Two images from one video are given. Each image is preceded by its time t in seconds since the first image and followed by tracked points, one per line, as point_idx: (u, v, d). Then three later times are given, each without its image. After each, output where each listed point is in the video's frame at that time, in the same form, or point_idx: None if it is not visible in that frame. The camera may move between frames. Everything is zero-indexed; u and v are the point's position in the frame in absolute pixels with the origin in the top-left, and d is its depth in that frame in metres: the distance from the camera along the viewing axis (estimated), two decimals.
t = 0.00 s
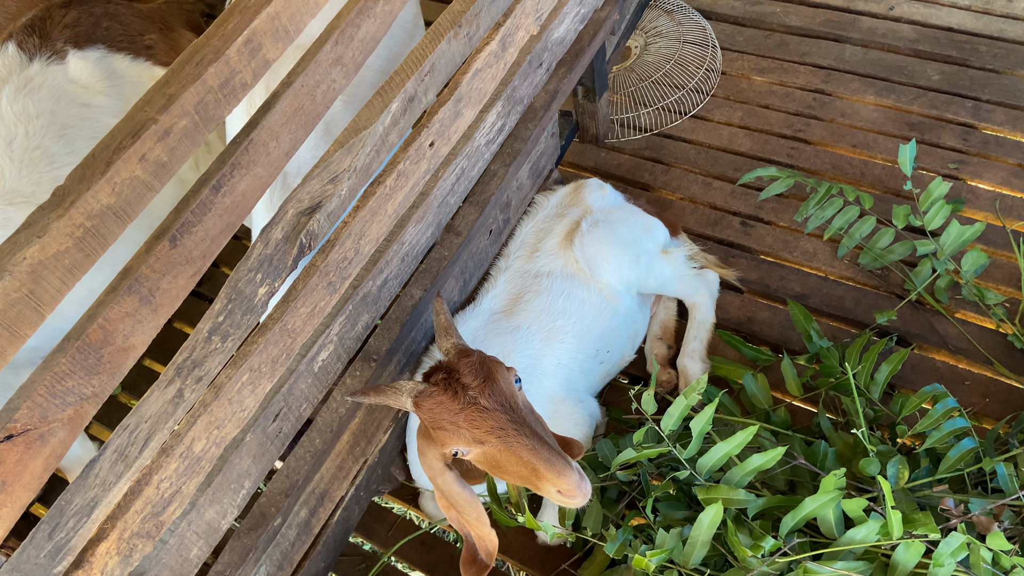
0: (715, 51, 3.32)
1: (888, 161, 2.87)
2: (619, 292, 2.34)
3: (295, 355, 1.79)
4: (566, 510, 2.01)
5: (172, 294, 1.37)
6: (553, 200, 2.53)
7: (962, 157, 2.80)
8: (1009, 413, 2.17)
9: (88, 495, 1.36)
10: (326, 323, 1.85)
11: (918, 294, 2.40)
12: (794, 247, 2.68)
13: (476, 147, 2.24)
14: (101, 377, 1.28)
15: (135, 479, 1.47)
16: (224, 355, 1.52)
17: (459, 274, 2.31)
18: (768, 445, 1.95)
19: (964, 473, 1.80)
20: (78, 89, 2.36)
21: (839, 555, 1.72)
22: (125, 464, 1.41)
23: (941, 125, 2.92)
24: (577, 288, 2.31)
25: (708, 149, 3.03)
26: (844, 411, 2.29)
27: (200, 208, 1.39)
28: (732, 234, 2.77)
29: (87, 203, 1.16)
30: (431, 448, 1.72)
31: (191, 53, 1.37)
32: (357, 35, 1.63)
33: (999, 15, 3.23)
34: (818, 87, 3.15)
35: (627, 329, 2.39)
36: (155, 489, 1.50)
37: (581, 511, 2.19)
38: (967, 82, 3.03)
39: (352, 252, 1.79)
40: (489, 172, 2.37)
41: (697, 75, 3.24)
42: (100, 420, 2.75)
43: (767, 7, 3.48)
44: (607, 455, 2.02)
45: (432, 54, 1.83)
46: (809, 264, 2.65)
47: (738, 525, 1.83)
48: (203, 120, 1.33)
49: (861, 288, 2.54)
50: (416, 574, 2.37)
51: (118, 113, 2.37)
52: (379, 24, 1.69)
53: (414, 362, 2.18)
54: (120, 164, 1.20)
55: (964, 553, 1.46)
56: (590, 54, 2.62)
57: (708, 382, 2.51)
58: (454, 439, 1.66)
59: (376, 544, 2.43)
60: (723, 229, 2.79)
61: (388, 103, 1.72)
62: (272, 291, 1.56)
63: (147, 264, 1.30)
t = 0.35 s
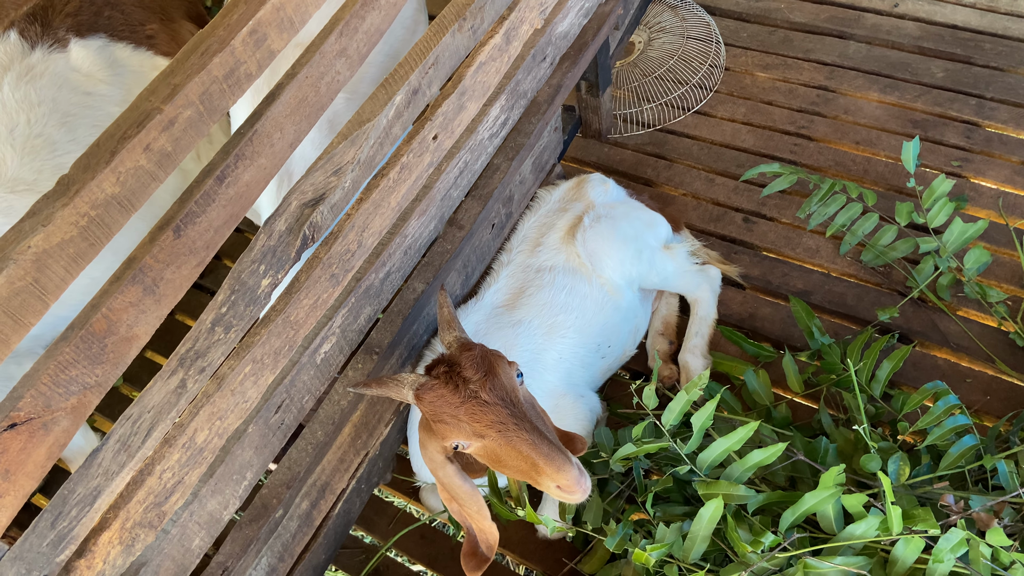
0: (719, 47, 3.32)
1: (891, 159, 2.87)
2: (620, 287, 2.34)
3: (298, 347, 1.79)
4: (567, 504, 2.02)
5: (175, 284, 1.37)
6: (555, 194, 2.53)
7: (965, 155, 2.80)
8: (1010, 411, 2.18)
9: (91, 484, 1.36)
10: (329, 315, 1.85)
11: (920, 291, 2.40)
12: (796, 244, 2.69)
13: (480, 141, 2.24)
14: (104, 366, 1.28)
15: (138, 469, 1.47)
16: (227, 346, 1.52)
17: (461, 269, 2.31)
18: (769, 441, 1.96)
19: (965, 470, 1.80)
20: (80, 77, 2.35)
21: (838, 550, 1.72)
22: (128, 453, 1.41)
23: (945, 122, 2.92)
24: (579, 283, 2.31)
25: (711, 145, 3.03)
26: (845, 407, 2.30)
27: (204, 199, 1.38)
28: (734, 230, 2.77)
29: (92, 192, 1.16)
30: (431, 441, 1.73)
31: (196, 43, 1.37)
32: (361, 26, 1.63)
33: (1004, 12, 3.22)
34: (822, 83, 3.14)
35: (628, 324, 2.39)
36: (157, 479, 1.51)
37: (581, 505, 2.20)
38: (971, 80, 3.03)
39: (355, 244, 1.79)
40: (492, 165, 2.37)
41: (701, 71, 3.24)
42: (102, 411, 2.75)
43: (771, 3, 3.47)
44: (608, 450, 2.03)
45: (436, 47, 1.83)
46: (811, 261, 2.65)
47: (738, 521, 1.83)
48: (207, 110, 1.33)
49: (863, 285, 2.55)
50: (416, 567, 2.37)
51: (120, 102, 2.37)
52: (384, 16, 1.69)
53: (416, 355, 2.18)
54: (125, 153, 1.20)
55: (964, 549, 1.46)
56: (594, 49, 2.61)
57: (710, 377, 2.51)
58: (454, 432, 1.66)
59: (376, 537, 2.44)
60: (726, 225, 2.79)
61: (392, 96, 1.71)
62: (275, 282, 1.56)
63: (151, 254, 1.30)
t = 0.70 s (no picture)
0: (722, 43, 3.31)
1: (894, 156, 2.86)
2: (622, 283, 2.34)
3: (299, 340, 1.79)
4: (565, 501, 2.03)
5: (177, 275, 1.37)
6: (558, 190, 2.53)
7: (969, 153, 2.80)
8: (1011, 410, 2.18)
9: (92, 474, 1.36)
10: (331, 308, 1.85)
11: (921, 289, 2.40)
12: (798, 241, 2.69)
13: (482, 135, 2.24)
14: (106, 356, 1.28)
15: (139, 460, 1.47)
16: (229, 338, 1.52)
17: (463, 263, 2.31)
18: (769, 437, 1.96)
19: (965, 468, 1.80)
20: (75, 65, 2.35)
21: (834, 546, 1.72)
22: (128, 444, 1.40)
23: (948, 120, 2.91)
24: (580, 279, 2.31)
25: (714, 142, 3.03)
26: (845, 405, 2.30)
27: (207, 189, 1.38)
28: (736, 227, 2.76)
29: (94, 181, 1.15)
30: (431, 435, 1.73)
31: (199, 33, 1.37)
32: (365, 18, 1.62)
33: (1009, 10, 3.22)
34: (825, 81, 3.14)
35: (630, 319, 2.39)
36: (158, 470, 1.50)
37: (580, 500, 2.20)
38: (974, 78, 3.02)
39: (357, 237, 1.78)
40: (494, 160, 2.37)
41: (704, 67, 3.24)
42: (102, 403, 2.75)
43: None
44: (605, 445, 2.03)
45: (439, 40, 1.82)
46: (813, 258, 2.65)
47: (733, 517, 1.82)
48: (210, 101, 1.32)
49: (864, 283, 2.54)
50: (416, 561, 2.37)
51: (116, 91, 2.38)
52: (387, 8, 1.68)
53: (417, 349, 2.19)
54: (127, 143, 1.19)
55: (959, 543, 1.46)
56: (597, 44, 2.60)
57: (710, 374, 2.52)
58: (454, 426, 1.66)
59: (376, 530, 2.44)
60: (728, 222, 2.79)
61: (395, 88, 1.71)
62: (277, 274, 1.56)
63: (152, 245, 1.29)
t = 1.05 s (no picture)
0: (724, 41, 3.31)
1: (895, 155, 2.86)
2: (623, 280, 2.34)
3: (299, 335, 1.79)
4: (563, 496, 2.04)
5: (178, 269, 1.37)
6: (559, 186, 2.53)
7: (970, 153, 2.80)
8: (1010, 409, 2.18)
9: (92, 467, 1.36)
10: (331, 303, 1.85)
11: (922, 288, 2.40)
12: (799, 240, 2.69)
13: (484, 131, 2.24)
14: (107, 350, 1.28)
15: (139, 453, 1.47)
16: (229, 332, 1.52)
17: (464, 259, 2.31)
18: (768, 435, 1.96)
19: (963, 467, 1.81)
20: (65, 52, 2.34)
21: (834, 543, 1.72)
22: (128, 437, 1.40)
23: (950, 120, 2.91)
24: (581, 276, 2.31)
25: (716, 140, 3.02)
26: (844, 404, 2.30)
27: (208, 183, 1.38)
28: (737, 225, 2.77)
29: (96, 174, 1.15)
30: (431, 429, 1.73)
31: (201, 26, 1.37)
32: (367, 13, 1.62)
33: (1012, 10, 3.21)
34: (827, 79, 3.14)
35: (630, 317, 2.39)
36: (158, 464, 1.51)
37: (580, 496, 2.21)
38: (977, 77, 3.02)
39: (358, 233, 1.79)
40: (496, 156, 2.37)
41: (706, 65, 3.23)
42: (102, 396, 2.75)
43: None
44: (604, 442, 2.04)
45: (441, 35, 1.82)
46: (814, 257, 2.65)
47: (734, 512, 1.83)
48: (212, 94, 1.32)
49: (865, 282, 2.55)
50: (415, 557, 2.38)
51: (107, 79, 2.38)
52: (389, 3, 1.68)
53: (417, 345, 2.19)
54: (129, 136, 1.19)
55: (959, 543, 1.46)
56: (600, 41, 2.60)
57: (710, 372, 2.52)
58: (455, 423, 1.66)
59: (375, 526, 2.44)
60: (729, 220, 2.79)
61: (397, 83, 1.71)
62: (278, 269, 1.56)
63: (154, 238, 1.29)
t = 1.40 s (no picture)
0: (726, 40, 3.31)
1: (895, 155, 2.86)
2: (623, 278, 2.34)
3: (299, 330, 1.79)
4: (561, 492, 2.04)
5: (178, 263, 1.37)
6: (559, 183, 2.53)
7: (971, 153, 2.80)
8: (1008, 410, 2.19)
9: (91, 461, 1.36)
10: (330, 299, 1.85)
11: (921, 288, 2.40)
12: (799, 239, 2.69)
13: (485, 128, 2.24)
14: (106, 343, 1.27)
15: (138, 447, 1.47)
16: (229, 327, 1.52)
17: (464, 255, 2.31)
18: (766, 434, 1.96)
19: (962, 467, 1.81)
20: (67, 54, 2.35)
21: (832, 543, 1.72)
22: (127, 431, 1.40)
23: (950, 120, 2.92)
24: (581, 273, 2.31)
25: (716, 138, 3.02)
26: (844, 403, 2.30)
27: (208, 177, 1.38)
28: (737, 224, 2.77)
29: (96, 167, 1.15)
30: (427, 424, 1.73)
31: (202, 21, 1.36)
32: (368, 8, 1.61)
33: (1013, 11, 3.21)
34: (828, 79, 3.14)
35: (629, 315, 2.39)
36: (156, 458, 1.51)
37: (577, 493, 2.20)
38: (977, 78, 3.02)
39: (358, 228, 1.78)
40: (496, 153, 2.37)
41: (707, 64, 3.23)
42: (100, 391, 2.75)
43: None
44: (601, 439, 2.04)
45: (442, 32, 1.82)
46: (813, 256, 2.65)
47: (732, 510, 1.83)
48: (213, 89, 1.32)
49: (864, 282, 2.55)
50: (413, 553, 2.38)
51: (107, 81, 2.37)
52: None
53: (416, 341, 2.19)
54: (130, 130, 1.19)
55: (956, 543, 1.45)
56: (601, 39, 2.60)
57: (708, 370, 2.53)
58: (454, 421, 1.66)
59: (373, 522, 2.44)
60: (729, 218, 2.79)
61: (398, 80, 1.71)
62: (278, 264, 1.56)
63: (154, 233, 1.29)
